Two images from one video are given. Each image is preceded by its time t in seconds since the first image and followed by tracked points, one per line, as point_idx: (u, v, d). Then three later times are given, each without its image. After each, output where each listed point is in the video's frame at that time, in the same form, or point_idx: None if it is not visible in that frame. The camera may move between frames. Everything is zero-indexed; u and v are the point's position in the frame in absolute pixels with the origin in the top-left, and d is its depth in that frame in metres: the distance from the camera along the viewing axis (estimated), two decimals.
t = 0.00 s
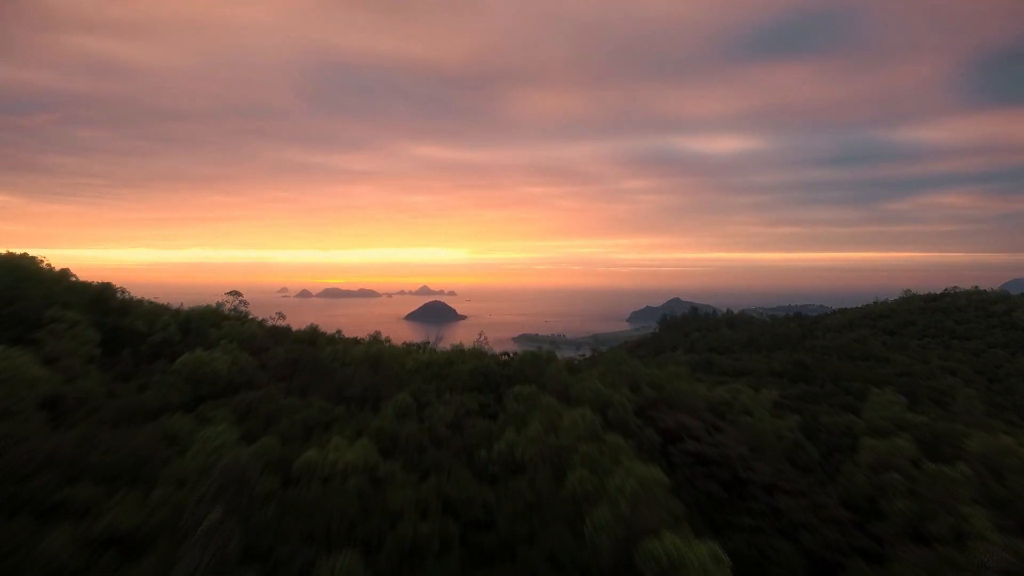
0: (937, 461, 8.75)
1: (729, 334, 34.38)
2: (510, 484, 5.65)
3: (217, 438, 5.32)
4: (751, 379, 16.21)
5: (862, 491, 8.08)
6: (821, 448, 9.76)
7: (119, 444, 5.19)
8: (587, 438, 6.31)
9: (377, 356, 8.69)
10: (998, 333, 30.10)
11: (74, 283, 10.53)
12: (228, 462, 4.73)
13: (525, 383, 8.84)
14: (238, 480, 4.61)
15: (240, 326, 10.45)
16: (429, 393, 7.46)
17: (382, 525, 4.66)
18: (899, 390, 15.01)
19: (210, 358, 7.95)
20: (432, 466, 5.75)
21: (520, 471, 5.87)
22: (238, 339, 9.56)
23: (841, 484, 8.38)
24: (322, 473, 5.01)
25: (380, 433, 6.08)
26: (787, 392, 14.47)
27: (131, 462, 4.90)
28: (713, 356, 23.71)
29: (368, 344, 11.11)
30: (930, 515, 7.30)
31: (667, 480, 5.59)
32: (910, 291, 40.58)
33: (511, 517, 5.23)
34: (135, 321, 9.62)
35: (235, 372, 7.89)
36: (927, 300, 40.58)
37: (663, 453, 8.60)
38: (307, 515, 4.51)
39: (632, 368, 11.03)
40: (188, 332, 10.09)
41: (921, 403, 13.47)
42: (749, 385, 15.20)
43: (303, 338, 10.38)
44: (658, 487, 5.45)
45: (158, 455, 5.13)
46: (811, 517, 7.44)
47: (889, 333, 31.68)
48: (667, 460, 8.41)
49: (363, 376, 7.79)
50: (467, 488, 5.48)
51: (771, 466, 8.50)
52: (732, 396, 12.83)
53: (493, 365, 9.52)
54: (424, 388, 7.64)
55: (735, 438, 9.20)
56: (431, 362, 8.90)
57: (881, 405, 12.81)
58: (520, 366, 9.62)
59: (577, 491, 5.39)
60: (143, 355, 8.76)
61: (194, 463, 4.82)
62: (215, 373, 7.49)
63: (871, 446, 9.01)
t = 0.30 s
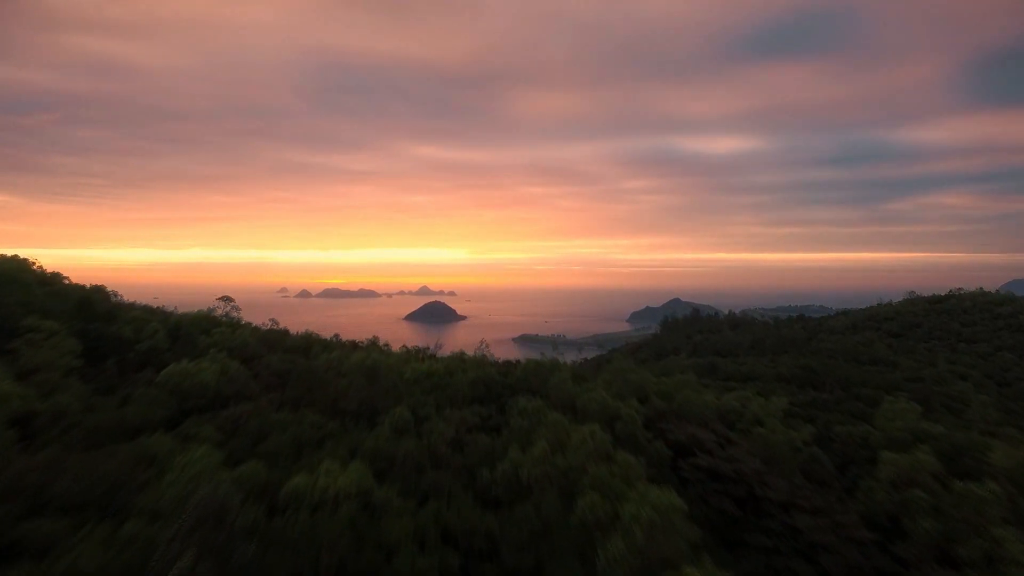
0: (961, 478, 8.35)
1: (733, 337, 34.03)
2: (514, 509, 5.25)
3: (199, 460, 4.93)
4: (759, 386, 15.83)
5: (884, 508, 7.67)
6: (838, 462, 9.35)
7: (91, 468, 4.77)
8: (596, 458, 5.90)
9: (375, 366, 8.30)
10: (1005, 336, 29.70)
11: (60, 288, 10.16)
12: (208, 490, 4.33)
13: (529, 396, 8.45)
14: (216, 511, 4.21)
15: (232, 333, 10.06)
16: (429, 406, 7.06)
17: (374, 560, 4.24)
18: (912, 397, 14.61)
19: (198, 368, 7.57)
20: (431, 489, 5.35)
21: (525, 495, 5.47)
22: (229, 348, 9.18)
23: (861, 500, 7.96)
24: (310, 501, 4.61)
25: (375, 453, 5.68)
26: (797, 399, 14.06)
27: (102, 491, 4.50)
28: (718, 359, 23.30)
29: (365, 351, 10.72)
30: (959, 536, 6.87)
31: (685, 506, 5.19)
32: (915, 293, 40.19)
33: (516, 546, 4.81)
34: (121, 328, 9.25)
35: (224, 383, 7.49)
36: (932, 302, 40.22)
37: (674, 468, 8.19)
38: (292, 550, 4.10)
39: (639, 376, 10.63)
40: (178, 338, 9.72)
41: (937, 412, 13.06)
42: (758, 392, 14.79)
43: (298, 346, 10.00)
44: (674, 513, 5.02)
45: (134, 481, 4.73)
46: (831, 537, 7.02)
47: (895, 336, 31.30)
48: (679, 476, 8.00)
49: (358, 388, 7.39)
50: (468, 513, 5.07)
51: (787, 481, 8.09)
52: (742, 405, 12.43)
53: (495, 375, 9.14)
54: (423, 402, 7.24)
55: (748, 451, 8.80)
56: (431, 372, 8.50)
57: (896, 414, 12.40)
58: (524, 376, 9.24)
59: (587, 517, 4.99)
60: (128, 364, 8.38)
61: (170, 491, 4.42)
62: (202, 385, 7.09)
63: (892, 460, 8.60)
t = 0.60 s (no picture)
0: (987, 497, 7.96)
1: (736, 340, 33.69)
2: (519, 541, 4.83)
3: (176, 490, 4.51)
4: (767, 393, 15.44)
5: (909, 529, 7.24)
6: (856, 477, 8.94)
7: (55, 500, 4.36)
8: (607, 482, 5.48)
9: (371, 378, 7.89)
10: (1012, 338, 29.35)
11: (42, 295, 9.76)
12: (181, 528, 3.92)
13: (533, 411, 8.05)
14: (189, 553, 3.79)
15: (222, 341, 9.66)
16: (428, 423, 6.66)
17: None
18: (925, 404, 14.22)
19: (183, 380, 7.15)
20: (431, 518, 4.93)
21: (532, 523, 5.06)
22: (217, 357, 8.78)
23: (884, 519, 7.54)
24: (296, 537, 4.19)
25: (370, 478, 5.26)
26: (807, 408, 13.68)
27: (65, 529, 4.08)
28: (722, 363, 22.92)
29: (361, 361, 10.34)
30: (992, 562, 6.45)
31: (707, 538, 4.79)
32: (919, 295, 39.88)
33: None
34: (105, 337, 8.87)
35: (210, 396, 7.07)
36: (936, 304, 39.90)
37: (686, 485, 7.78)
38: None
39: (646, 385, 10.22)
40: (165, 346, 9.32)
41: (953, 421, 12.66)
42: (767, 400, 14.39)
43: (291, 356, 9.62)
44: (695, 545, 4.60)
45: (100, 516, 4.31)
46: (856, 560, 6.59)
47: (900, 339, 30.96)
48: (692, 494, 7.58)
49: (353, 401, 6.99)
50: (470, 546, 4.64)
51: (805, 500, 7.67)
52: (751, 414, 12.03)
53: (497, 387, 8.74)
54: (422, 417, 6.83)
55: (763, 466, 8.39)
56: (430, 384, 8.11)
57: (910, 424, 12.01)
58: (528, 388, 8.83)
59: (599, 550, 4.57)
60: (110, 375, 7.98)
61: (140, 528, 4.00)
62: (185, 399, 6.69)
63: (915, 477, 8.18)
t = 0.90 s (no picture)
0: (1019, 517, 7.52)
1: (739, 342, 33.37)
2: None
3: (147, 526, 4.09)
4: (776, 400, 15.01)
5: (939, 552, 6.80)
6: (876, 494, 8.52)
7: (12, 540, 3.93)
8: (623, 510, 5.04)
9: (368, 391, 7.44)
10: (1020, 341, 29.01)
11: (24, 302, 9.35)
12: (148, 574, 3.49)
13: (538, 425, 7.62)
14: None
15: (212, 349, 9.25)
16: (426, 441, 6.24)
17: None
18: (940, 413, 13.81)
19: (167, 394, 6.72)
20: (429, 552, 4.50)
21: (541, 555, 4.63)
22: (206, 368, 8.36)
23: (911, 540, 7.11)
24: None
25: (364, 507, 4.84)
26: (819, 416, 13.26)
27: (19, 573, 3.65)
28: (728, 367, 22.49)
29: (358, 370, 9.92)
30: None
31: None
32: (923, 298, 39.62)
33: None
34: (87, 346, 8.44)
35: (194, 411, 6.62)
36: (940, 306, 39.61)
37: (701, 504, 7.34)
38: None
39: (655, 396, 9.80)
40: (151, 355, 8.87)
41: (970, 431, 12.25)
42: (777, 407, 13.96)
43: (284, 366, 9.21)
44: None
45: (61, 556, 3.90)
46: None
47: (906, 342, 30.61)
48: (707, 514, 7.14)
49: (348, 417, 6.57)
50: None
51: (826, 520, 7.24)
52: (763, 423, 11.60)
53: (500, 399, 8.32)
54: (421, 435, 6.39)
55: (780, 483, 7.95)
56: (429, 396, 7.69)
57: (929, 435, 11.57)
58: (533, 400, 8.40)
59: None
60: (92, 386, 7.56)
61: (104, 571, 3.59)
62: (168, 414, 6.28)
63: (942, 496, 7.75)
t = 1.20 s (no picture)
0: None
1: (742, 345, 32.98)
2: None
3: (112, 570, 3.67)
4: (786, 408, 14.61)
5: None
6: (899, 512, 8.10)
7: None
8: (638, 545, 4.62)
9: (363, 406, 7.03)
10: None
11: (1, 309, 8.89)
12: None
13: (542, 444, 7.21)
14: None
15: (200, 359, 8.81)
16: (425, 463, 5.83)
17: None
18: (955, 422, 13.39)
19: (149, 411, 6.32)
20: None
21: None
22: (193, 380, 7.93)
23: (939, 566, 6.69)
24: None
25: (357, 544, 4.44)
26: (831, 426, 12.85)
27: None
28: (733, 372, 22.06)
29: (354, 380, 9.50)
30: None
31: None
32: (927, 300, 39.24)
33: None
34: (68, 356, 8.02)
35: (177, 430, 6.21)
36: (945, 308, 39.21)
37: (716, 526, 6.93)
38: None
39: (664, 408, 9.39)
40: (136, 364, 8.45)
41: (989, 442, 11.84)
42: (786, 416, 13.57)
43: (276, 377, 8.78)
44: None
45: None
46: None
47: (911, 345, 30.21)
48: (723, 537, 6.73)
49: (341, 436, 6.17)
50: None
51: (849, 543, 6.83)
52: (775, 434, 11.20)
53: (503, 414, 7.91)
54: (419, 455, 5.98)
55: (798, 502, 7.54)
56: (429, 410, 7.27)
57: (946, 447, 11.15)
58: (537, 415, 8.00)
59: None
60: (71, 400, 7.14)
61: None
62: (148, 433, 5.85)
63: (971, 517, 7.34)
